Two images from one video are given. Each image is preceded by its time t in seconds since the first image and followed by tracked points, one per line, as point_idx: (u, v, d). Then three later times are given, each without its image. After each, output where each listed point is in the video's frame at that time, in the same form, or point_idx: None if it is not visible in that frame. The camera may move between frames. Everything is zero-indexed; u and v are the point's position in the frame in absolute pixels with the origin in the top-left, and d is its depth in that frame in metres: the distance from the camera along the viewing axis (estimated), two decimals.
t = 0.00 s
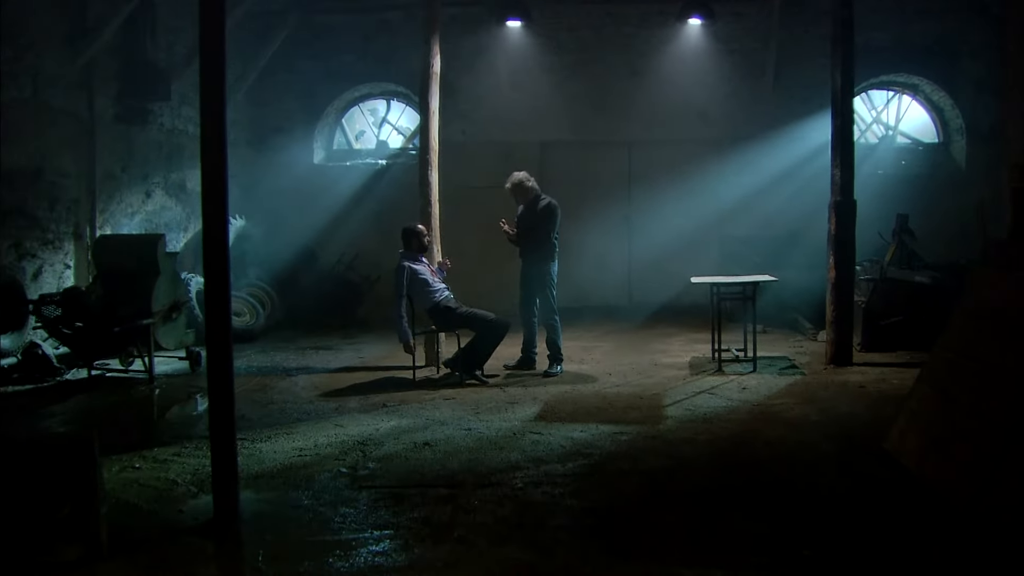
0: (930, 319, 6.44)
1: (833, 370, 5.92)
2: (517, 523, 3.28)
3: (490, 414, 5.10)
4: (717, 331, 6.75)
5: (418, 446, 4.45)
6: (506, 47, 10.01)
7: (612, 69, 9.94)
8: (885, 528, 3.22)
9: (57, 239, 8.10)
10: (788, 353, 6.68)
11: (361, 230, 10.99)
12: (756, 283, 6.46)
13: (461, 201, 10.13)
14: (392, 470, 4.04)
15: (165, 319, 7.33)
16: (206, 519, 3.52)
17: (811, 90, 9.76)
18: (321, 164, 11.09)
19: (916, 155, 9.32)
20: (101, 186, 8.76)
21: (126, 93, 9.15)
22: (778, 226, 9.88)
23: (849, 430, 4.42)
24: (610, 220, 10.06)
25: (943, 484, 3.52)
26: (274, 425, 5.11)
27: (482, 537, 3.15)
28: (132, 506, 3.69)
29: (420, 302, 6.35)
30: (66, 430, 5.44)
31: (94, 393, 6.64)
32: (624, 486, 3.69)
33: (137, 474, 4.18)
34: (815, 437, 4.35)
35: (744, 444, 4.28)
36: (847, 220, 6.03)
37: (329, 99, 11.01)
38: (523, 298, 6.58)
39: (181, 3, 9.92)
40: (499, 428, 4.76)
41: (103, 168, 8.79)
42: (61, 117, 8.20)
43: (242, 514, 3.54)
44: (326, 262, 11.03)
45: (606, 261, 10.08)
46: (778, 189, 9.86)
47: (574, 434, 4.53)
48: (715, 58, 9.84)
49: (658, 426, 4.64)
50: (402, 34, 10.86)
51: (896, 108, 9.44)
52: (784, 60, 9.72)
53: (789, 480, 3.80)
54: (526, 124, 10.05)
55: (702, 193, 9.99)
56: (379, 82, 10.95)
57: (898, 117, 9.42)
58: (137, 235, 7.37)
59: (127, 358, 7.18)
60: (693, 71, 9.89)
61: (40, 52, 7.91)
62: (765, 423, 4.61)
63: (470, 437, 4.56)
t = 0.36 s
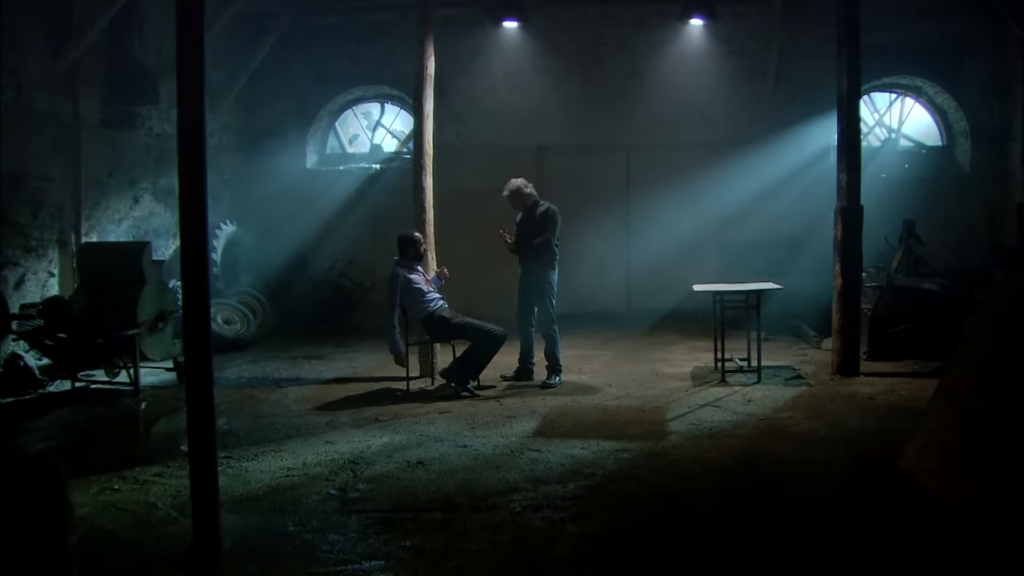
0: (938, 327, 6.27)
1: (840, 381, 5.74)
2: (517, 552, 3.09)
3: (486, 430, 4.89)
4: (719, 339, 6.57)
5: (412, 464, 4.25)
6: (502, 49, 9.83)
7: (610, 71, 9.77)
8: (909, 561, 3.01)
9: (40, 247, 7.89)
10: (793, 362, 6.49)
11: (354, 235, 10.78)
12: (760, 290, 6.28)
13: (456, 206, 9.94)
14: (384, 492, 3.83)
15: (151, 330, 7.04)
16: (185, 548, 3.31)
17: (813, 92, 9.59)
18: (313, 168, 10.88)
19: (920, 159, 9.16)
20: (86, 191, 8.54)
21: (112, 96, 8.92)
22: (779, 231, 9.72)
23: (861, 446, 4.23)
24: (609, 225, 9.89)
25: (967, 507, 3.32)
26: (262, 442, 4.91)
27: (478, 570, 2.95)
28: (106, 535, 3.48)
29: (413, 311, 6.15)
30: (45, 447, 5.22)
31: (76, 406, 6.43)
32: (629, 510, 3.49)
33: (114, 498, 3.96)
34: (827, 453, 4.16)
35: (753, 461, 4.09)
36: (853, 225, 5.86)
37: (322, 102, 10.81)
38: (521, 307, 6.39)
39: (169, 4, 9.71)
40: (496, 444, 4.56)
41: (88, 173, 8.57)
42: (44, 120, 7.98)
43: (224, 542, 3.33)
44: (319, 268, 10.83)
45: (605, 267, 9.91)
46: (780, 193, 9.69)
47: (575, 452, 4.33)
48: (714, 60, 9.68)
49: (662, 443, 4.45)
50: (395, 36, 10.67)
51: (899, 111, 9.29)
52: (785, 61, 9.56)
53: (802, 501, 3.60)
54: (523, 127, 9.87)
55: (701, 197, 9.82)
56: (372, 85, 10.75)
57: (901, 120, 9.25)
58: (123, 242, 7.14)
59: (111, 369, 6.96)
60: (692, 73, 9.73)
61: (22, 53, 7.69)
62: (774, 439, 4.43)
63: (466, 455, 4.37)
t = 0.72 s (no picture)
0: (939, 331, 6.13)
1: (840, 388, 5.58)
2: None
3: (475, 440, 4.70)
4: (715, 344, 6.40)
5: (398, 479, 4.05)
6: (492, 46, 9.63)
7: (603, 69, 9.59)
8: None
9: (14, 248, 7.63)
10: (790, 368, 6.34)
11: (340, 236, 10.56)
12: (758, 294, 6.12)
13: (445, 206, 9.74)
14: (369, 510, 3.63)
15: (129, 335, 6.80)
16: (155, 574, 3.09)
17: (808, 91, 9.46)
18: (299, 167, 10.65)
19: (916, 159, 9.04)
20: (63, 191, 8.27)
21: (91, 93, 8.66)
22: (773, 232, 9.58)
23: (866, 458, 4.07)
24: (601, 226, 9.71)
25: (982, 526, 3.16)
26: (242, 454, 4.69)
27: None
28: (71, 560, 3.25)
29: (400, 316, 5.94)
30: (13, 460, 4.98)
31: (50, 415, 6.18)
32: (628, 529, 3.32)
33: (81, 518, 3.73)
34: (831, 467, 3.99)
35: (755, 475, 3.92)
36: (853, 227, 5.71)
37: (308, 100, 10.59)
38: (512, 311, 6.21)
39: None
40: (487, 457, 4.37)
41: (65, 172, 8.31)
42: (19, 116, 7.72)
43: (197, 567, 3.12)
44: (304, 270, 10.59)
45: (596, 269, 9.73)
46: (774, 194, 9.54)
47: (569, 465, 4.15)
48: (708, 59, 9.51)
49: (659, 455, 4.27)
50: (383, 32, 10.45)
51: (895, 111, 9.17)
52: (780, 60, 9.41)
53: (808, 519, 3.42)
54: (513, 126, 9.68)
55: (695, 198, 9.66)
56: (359, 83, 10.53)
57: (897, 119, 9.13)
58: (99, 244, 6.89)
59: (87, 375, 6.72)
60: (685, 72, 9.57)
61: None
62: (775, 451, 4.26)
63: (455, 469, 4.17)
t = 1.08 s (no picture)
0: (941, 335, 6.00)
1: (842, 394, 5.43)
2: None
3: (467, 451, 4.52)
4: (713, 349, 6.25)
5: (387, 493, 3.87)
6: (483, 44, 9.46)
7: (597, 67, 9.43)
8: None
9: None
10: (789, 373, 6.19)
11: (329, 237, 10.35)
12: (757, 297, 5.98)
13: (436, 207, 9.55)
14: (355, 528, 3.45)
15: (109, 340, 6.58)
16: None
17: (805, 90, 9.34)
18: (286, 167, 10.41)
19: (913, 158, 8.92)
20: (42, 191, 8.04)
21: (71, 91, 8.43)
22: (769, 233, 9.45)
23: (874, 471, 3.92)
24: (595, 227, 9.55)
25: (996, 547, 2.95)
26: (224, 466, 4.50)
27: None
28: None
29: (389, 321, 5.74)
30: None
31: (27, 423, 5.97)
32: (627, 549, 3.14)
33: (50, 538, 3.53)
34: (838, 480, 3.84)
35: (759, 488, 3.76)
36: (855, 229, 5.56)
37: (296, 99, 10.39)
38: (505, 316, 6.03)
39: None
40: (480, 469, 4.19)
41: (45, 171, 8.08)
42: None
43: None
44: (292, 272, 10.39)
45: (591, 270, 9.58)
46: (770, 195, 9.42)
47: (565, 478, 3.98)
48: (702, 57, 9.37)
49: (658, 467, 4.11)
50: (372, 30, 10.26)
51: (892, 109, 9.05)
52: (775, 59, 9.28)
53: (818, 536, 3.25)
54: (505, 125, 9.50)
55: (690, 198, 9.52)
56: (348, 81, 10.33)
57: (894, 119, 9.01)
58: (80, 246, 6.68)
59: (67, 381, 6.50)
60: (680, 70, 9.42)
61: None
62: (779, 462, 4.10)
63: (446, 483, 3.99)
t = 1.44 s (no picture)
0: (944, 335, 5.90)
1: (845, 397, 5.30)
2: None
3: (461, 457, 4.35)
4: (711, 350, 6.10)
5: (376, 503, 3.70)
6: (477, 38, 9.29)
7: (593, 62, 9.27)
8: None
9: None
10: (790, 375, 6.05)
11: (320, 234, 10.17)
12: (758, 298, 5.83)
13: (428, 205, 9.37)
14: (343, 541, 3.28)
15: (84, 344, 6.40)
16: None
17: (803, 88, 9.20)
18: (276, 164, 10.24)
19: (913, 157, 8.85)
20: (23, 188, 7.82)
21: (54, 84, 8.20)
22: (767, 232, 9.34)
23: (884, 479, 3.77)
24: (590, 226, 9.40)
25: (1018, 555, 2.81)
26: (208, 474, 4.32)
27: None
28: None
29: (379, 320, 5.56)
30: None
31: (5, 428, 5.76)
32: (630, 563, 2.98)
33: (21, 552, 3.34)
34: (846, 488, 3.69)
35: (765, 497, 3.61)
36: (858, 227, 5.43)
37: (286, 95, 10.20)
38: (499, 316, 5.87)
39: None
40: (473, 476, 4.03)
41: (26, 168, 7.87)
42: None
43: None
44: (282, 270, 10.20)
45: (586, 270, 9.43)
46: (768, 193, 9.29)
47: (562, 486, 3.82)
48: (699, 53, 9.24)
49: (659, 474, 3.96)
50: (363, 24, 10.07)
51: (891, 107, 8.98)
52: (773, 54, 9.14)
53: (829, 549, 3.09)
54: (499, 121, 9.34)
55: (686, 196, 9.38)
56: (339, 76, 10.14)
57: (893, 116, 8.95)
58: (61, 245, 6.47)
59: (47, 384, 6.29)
60: (676, 65, 9.27)
61: None
62: (785, 469, 3.95)
63: (438, 491, 3.83)
